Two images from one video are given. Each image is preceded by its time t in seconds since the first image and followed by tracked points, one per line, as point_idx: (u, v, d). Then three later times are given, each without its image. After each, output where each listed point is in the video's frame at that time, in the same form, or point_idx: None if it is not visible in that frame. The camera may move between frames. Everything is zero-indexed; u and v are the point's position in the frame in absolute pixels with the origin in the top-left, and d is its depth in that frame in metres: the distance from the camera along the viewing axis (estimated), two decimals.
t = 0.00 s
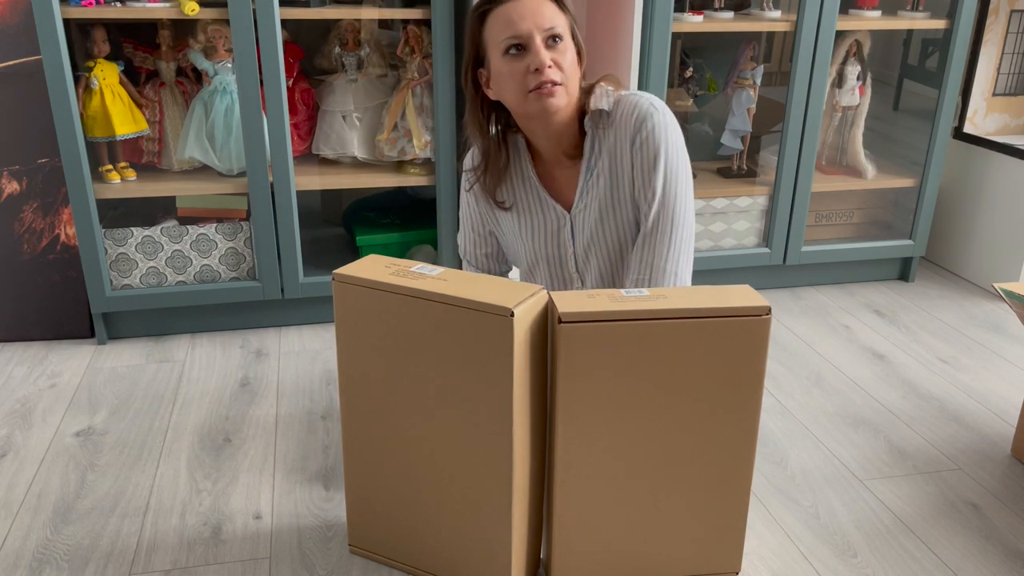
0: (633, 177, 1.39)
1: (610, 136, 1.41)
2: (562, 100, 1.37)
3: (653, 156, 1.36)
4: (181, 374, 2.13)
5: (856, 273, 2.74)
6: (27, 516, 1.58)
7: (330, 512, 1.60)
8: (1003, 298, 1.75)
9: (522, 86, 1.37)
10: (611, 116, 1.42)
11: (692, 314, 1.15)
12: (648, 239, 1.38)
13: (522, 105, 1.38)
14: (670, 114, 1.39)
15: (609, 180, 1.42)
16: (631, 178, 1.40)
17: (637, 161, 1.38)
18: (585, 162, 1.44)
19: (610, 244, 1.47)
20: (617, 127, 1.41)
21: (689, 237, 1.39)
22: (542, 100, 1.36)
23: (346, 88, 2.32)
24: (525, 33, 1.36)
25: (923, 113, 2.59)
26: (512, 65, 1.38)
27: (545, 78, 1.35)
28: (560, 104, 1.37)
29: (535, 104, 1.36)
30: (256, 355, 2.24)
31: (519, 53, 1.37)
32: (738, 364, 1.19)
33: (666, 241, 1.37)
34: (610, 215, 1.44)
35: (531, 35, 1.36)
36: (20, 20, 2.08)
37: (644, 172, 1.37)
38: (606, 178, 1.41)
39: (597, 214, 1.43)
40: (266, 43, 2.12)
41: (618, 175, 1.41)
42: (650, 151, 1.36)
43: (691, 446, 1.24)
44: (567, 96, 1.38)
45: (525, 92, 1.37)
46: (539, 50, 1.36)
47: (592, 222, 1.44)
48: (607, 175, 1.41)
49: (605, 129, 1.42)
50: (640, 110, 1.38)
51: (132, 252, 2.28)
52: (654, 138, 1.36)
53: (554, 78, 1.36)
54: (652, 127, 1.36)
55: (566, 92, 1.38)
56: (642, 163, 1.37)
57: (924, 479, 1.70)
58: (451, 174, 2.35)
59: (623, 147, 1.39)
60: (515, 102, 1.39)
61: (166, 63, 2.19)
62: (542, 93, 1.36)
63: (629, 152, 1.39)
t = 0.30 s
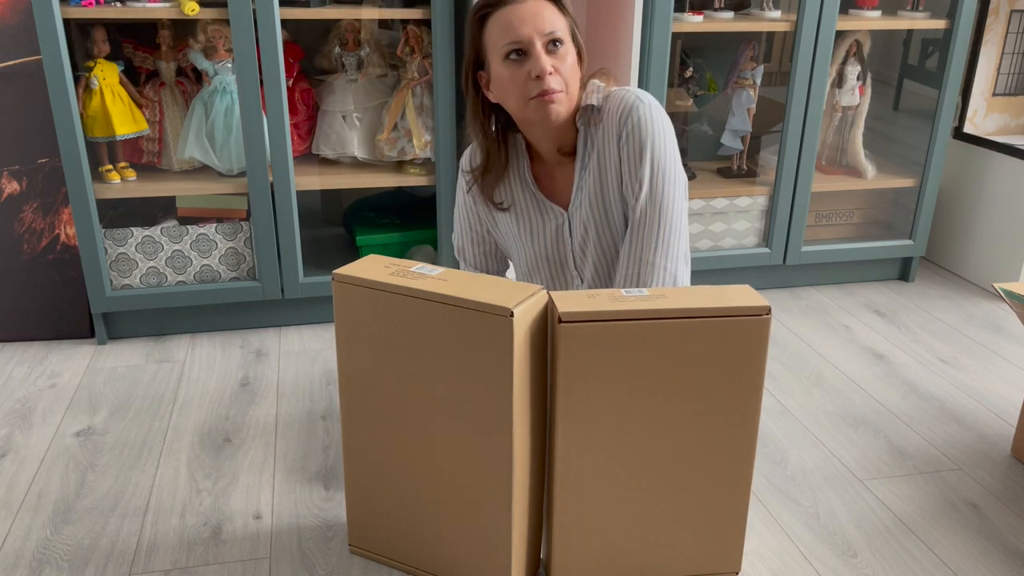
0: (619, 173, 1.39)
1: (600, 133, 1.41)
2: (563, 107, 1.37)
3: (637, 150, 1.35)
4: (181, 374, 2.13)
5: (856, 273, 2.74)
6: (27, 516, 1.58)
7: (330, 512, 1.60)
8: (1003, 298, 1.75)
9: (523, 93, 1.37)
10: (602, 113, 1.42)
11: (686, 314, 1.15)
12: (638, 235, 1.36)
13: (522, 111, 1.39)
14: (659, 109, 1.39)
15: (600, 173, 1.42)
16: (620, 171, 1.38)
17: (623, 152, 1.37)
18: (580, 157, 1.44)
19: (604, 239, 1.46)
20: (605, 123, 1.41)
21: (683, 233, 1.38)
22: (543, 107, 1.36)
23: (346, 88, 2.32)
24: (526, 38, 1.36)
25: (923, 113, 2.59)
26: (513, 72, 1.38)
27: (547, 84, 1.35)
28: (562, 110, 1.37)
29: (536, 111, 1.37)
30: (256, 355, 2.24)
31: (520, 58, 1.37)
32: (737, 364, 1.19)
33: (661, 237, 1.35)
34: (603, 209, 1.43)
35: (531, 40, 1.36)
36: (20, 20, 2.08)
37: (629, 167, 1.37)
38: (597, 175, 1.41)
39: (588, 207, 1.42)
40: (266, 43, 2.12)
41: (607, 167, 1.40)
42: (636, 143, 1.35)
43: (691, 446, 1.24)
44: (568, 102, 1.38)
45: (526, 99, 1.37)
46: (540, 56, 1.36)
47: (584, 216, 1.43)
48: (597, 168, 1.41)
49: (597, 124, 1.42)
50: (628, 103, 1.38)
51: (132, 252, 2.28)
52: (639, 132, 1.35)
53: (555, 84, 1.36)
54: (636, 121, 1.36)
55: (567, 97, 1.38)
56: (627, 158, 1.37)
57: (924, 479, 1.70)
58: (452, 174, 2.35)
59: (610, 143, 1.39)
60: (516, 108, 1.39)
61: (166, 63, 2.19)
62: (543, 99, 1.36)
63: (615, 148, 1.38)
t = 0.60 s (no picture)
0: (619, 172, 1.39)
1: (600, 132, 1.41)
2: (562, 107, 1.37)
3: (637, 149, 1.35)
4: (181, 374, 2.13)
5: (856, 273, 2.74)
6: (27, 516, 1.58)
7: (330, 512, 1.60)
8: (1003, 298, 1.75)
9: (522, 92, 1.37)
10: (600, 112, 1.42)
11: (686, 314, 1.15)
12: (639, 234, 1.36)
13: (521, 111, 1.39)
14: (658, 108, 1.39)
15: (599, 172, 1.42)
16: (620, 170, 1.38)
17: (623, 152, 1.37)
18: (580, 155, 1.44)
19: (603, 238, 1.46)
20: (605, 123, 1.41)
21: (683, 230, 1.38)
22: (542, 107, 1.36)
23: (346, 88, 2.32)
24: (525, 38, 1.36)
25: (923, 113, 2.59)
26: (512, 71, 1.38)
27: (546, 84, 1.35)
28: (561, 110, 1.37)
29: (535, 111, 1.37)
30: (256, 355, 2.24)
31: (519, 59, 1.37)
32: (737, 364, 1.19)
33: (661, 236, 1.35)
34: (601, 208, 1.43)
35: (531, 41, 1.35)
36: (19, 20, 2.08)
37: (629, 166, 1.37)
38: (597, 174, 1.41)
39: (587, 206, 1.42)
40: (266, 43, 2.12)
41: (607, 167, 1.40)
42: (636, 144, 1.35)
43: (691, 446, 1.24)
44: (567, 102, 1.38)
45: (526, 99, 1.37)
46: (540, 56, 1.36)
47: (583, 215, 1.43)
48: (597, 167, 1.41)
49: (597, 122, 1.42)
50: (628, 103, 1.38)
51: (132, 252, 2.28)
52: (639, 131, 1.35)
53: (554, 84, 1.36)
54: (636, 119, 1.36)
55: (566, 97, 1.38)
56: (626, 157, 1.37)
57: (924, 479, 1.70)
58: (452, 174, 2.35)
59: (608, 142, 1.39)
60: (515, 108, 1.40)
61: (166, 63, 2.19)
62: (542, 100, 1.36)
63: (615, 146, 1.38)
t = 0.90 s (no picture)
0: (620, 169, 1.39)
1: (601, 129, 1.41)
2: (557, 103, 1.37)
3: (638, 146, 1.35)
4: (181, 374, 2.13)
5: (856, 273, 2.74)
6: (27, 516, 1.58)
7: (330, 512, 1.60)
8: (1003, 298, 1.75)
9: (517, 88, 1.37)
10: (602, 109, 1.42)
11: (689, 314, 1.15)
12: (638, 232, 1.36)
13: (517, 106, 1.39)
14: (659, 106, 1.39)
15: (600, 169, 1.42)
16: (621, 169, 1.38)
17: (623, 150, 1.37)
18: (580, 153, 1.44)
19: (603, 235, 1.46)
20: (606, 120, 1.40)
21: (683, 228, 1.38)
22: (537, 102, 1.36)
23: (346, 88, 2.32)
24: (524, 34, 1.36)
25: (923, 113, 2.59)
26: (510, 67, 1.38)
27: (542, 80, 1.35)
28: (555, 106, 1.37)
29: (530, 106, 1.36)
30: (256, 355, 2.24)
31: (517, 54, 1.37)
32: (737, 364, 1.19)
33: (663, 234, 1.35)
34: (602, 206, 1.43)
35: (529, 36, 1.35)
36: (19, 20, 2.08)
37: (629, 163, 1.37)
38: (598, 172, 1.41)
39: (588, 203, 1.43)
40: (266, 43, 2.12)
41: (607, 165, 1.40)
42: (636, 142, 1.35)
43: (691, 446, 1.24)
44: (563, 99, 1.38)
45: (521, 93, 1.37)
46: (537, 52, 1.35)
47: (584, 213, 1.44)
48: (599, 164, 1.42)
49: (597, 120, 1.42)
50: (629, 100, 1.37)
51: (132, 252, 2.28)
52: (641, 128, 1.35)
53: (550, 80, 1.36)
54: (637, 116, 1.36)
55: (562, 94, 1.38)
56: (627, 154, 1.37)
57: (924, 479, 1.70)
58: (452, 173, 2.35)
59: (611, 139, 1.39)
60: (512, 102, 1.39)
61: (166, 63, 2.19)
62: (537, 95, 1.36)
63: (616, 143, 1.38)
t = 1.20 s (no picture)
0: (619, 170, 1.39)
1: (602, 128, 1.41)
2: (557, 105, 1.37)
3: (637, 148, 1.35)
4: (181, 374, 2.13)
5: (856, 273, 2.74)
6: (27, 516, 1.58)
7: (330, 512, 1.60)
8: (1003, 298, 1.75)
9: (518, 88, 1.37)
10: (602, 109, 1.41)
11: (689, 314, 1.15)
12: (637, 231, 1.36)
13: (518, 106, 1.39)
14: (660, 106, 1.39)
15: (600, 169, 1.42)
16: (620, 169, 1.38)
17: (622, 151, 1.37)
18: (579, 154, 1.43)
19: (603, 235, 1.46)
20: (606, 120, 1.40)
21: (683, 228, 1.39)
22: (537, 103, 1.36)
23: (346, 88, 2.32)
24: (526, 34, 1.36)
25: (923, 113, 2.59)
26: (510, 67, 1.38)
27: (542, 81, 1.35)
28: (555, 108, 1.37)
29: (530, 106, 1.37)
30: (256, 355, 2.24)
31: (518, 55, 1.37)
32: (737, 364, 1.19)
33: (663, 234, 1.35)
34: (602, 206, 1.43)
35: (530, 37, 1.35)
36: (19, 20, 2.08)
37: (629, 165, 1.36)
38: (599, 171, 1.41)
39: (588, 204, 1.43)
40: (266, 43, 2.12)
41: (607, 165, 1.40)
42: (636, 143, 1.35)
43: (690, 447, 1.24)
44: (563, 100, 1.38)
45: (522, 94, 1.37)
46: (537, 53, 1.35)
47: (584, 213, 1.44)
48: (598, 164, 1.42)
49: (597, 121, 1.42)
50: (629, 101, 1.37)
51: (132, 252, 2.28)
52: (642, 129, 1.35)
53: (550, 82, 1.36)
54: (638, 117, 1.35)
55: (562, 95, 1.38)
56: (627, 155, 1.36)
57: (924, 479, 1.70)
58: (452, 174, 2.35)
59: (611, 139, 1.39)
60: (512, 102, 1.39)
61: (166, 63, 2.19)
62: (538, 96, 1.36)
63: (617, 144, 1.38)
